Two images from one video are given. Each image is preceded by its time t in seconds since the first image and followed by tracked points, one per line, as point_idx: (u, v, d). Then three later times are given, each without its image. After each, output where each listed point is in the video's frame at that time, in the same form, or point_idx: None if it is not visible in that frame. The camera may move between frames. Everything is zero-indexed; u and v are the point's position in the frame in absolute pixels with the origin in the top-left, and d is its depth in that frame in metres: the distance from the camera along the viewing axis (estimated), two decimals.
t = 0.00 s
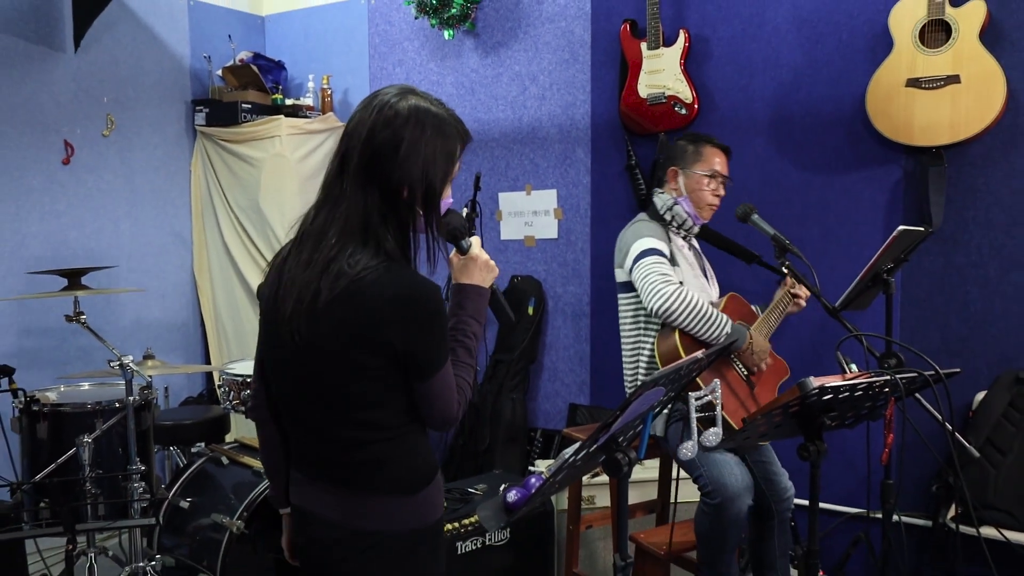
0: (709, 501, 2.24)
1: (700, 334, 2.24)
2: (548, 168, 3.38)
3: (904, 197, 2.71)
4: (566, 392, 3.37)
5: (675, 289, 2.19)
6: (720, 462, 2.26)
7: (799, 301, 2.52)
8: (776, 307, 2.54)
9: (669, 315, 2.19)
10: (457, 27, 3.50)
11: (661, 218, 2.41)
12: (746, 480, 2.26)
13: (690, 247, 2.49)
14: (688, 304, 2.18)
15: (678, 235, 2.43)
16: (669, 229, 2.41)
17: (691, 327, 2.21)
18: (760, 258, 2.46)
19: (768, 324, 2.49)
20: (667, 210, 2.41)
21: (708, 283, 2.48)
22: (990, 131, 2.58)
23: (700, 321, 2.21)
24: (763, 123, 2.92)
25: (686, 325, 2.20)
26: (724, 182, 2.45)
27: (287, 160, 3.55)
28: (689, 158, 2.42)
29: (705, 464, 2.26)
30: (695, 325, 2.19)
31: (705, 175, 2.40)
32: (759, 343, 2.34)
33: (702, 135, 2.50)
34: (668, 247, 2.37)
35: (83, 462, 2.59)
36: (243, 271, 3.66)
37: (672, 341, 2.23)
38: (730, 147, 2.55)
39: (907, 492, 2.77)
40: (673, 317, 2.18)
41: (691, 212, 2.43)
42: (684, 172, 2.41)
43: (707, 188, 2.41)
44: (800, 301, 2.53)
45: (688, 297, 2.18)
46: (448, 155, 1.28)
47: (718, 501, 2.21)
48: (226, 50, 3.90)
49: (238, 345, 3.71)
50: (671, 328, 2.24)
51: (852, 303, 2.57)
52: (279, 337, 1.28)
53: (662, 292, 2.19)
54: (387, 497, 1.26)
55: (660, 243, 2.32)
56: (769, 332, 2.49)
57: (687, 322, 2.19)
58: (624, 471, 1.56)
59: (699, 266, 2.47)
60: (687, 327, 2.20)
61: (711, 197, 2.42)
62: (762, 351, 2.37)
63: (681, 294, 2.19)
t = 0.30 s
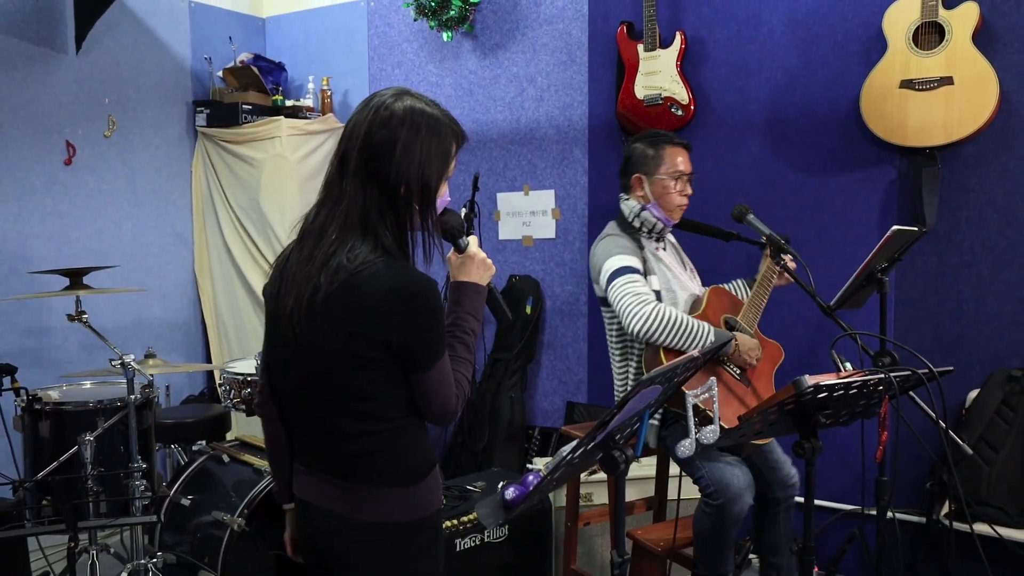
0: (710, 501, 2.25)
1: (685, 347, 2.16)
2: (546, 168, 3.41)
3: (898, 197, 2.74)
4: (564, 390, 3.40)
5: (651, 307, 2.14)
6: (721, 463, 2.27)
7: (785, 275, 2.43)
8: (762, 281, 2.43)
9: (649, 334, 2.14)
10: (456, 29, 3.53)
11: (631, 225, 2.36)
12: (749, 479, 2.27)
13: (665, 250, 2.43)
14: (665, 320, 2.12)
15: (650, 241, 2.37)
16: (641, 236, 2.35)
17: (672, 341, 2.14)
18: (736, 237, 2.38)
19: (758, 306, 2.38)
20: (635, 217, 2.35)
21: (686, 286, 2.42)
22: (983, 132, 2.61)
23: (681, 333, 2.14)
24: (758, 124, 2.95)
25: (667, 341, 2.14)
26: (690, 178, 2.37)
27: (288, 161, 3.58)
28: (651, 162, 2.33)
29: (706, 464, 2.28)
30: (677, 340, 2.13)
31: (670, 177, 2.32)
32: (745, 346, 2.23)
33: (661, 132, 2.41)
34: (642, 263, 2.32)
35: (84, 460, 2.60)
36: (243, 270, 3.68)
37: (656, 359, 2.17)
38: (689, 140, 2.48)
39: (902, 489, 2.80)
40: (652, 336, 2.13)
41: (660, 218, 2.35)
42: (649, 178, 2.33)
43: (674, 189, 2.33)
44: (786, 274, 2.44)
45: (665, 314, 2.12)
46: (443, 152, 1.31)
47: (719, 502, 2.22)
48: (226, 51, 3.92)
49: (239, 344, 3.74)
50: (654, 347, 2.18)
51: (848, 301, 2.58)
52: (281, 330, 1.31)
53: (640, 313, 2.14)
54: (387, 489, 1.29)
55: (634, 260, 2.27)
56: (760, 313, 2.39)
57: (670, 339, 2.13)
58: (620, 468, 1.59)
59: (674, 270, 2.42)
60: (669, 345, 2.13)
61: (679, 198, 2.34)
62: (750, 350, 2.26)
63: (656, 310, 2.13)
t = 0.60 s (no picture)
0: (720, 496, 2.30)
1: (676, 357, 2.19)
2: (545, 171, 3.49)
3: (887, 200, 2.81)
4: (562, 388, 3.48)
5: (637, 327, 2.15)
6: (740, 463, 2.34)
7: (757, 255, 2.57)
8: (741, 266, 2.53)
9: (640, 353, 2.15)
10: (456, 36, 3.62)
11: (609, 238, 2.42)
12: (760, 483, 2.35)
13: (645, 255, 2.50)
14: (653, 337, 2.13)
15: (630, 251, 2.43)
16: (619, 248, 2.41)
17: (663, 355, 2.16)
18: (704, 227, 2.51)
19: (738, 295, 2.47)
20: (613, 229, 2.42)
21: (668, 286, 2.47)
22: (969, 136, 2.68)
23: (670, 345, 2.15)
24: (751, 128, 3.03)
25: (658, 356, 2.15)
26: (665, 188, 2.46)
27: (295, 164, 3.71)
28: (626, 176, 2.40)
29: (717, 461, 2.34)
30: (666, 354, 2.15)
31: (645, 190, 2.40)
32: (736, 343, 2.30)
33: (633, 144, 2.48)
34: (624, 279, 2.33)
35: (95, 456, 2.68)
36: (251, 273, 3.81)
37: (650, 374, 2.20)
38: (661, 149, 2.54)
39: (892, 484, 2.88)
40: (644, 355, 2.15)
41: (638, 228, 2.43)
42: (625, 192, 2.40)
43: (650, 201, 2.41)
44: (759, 255, 2.57)
45: (652, 331, 2.14)
46: (436, 154, 1.38)
47: (732, 495, 2.28)
48: (234, 58, 4.04)
49: (246, 343, 3.85)
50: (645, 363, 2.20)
51: (838, 300, 2.64)
52: (287, 321, 1.41)
53: (628, 335, 2.15)
54: (382, 472, 1.37)
55: (616, 280, 2.28)
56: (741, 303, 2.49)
57: (659, 353, 2.15)
58: (618, 463, 1.66)
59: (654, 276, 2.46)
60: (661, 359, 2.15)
61: (656, 209, 2.42)
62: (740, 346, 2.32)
63: (643, 327, 2.15)
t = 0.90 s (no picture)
0: (710, 494, 2.34)
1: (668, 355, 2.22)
2: (544, 173, 3.54)
3: (881, 201, 2.85)
4: (561, 386, 3.53)
5: (629, 327, 2.19)
6: (727, 461, 2.36)
7: (751, 258, 2.60)
8: (732, 270, 2.53)
9: (633, 352, 2.19)
10: (457, 39, 3.66)
11: (598, 243, 2.47)
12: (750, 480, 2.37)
13: (635, 257, 2.54)
14: (646, 336, 2.17)
15: (619, 254, 2.48)
16: (609, 251, 2.46)
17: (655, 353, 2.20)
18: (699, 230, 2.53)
19: (730, 296, 2.48)
20: (602, 234, 2.46)
21: (659, 288, 2.52)
22: (962, 138, 2.72)
23: (662, 344, 2.19)
24: (747, 130, 3.07)
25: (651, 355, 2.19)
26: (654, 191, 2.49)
27: (297, 166, 3.76)
28: (615, 182, 2.44)
29: (707, 459, 2.38)
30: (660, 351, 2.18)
31: (634, 194, 2.43)
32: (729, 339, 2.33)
33: (621, 150, 2.52)
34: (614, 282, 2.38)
35: (101, 453, 2.72)
36: (254, 272, 3.86)
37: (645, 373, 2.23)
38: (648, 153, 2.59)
39: (885, 480, 2.92)
40: (637, 354, 2.19)
41: (628, 232, 2.46)
42: (613, 197, 2.44)
43: (639, 204, 2.45)
44: (752, 258, 2.60)
45: (644, 329, 2.18)
46: (428, 157, 1.42)
47: (720, 493, 2.31)
48: (237, 61, 4.08)
49: (250, 341, 3.90)
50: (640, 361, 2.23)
51: (833, 301, 2.63)
52: (290, 317, 1.47)
53: (621, 334, 2.19)
54: (380, 462, 1.41)
55: (605, 282, 2.32)
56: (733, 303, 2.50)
57: (654, 351, 2.18)
58: (616, 461, 1.68)
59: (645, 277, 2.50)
60: (654, 358, 2.19)
61: (645, 212, 2.45)
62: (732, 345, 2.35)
63: (635, 327, 2.19)
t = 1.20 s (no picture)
0: (705, 496, 2.36)
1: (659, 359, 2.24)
2: (543, 174, 3.56)
3: (878, 202, 2.88)
4: (560, 385, 3.55)
5: (620, 328, 2.21)
6: (723, 464, 2.37)
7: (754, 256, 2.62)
8: (738, 266, 2.55)
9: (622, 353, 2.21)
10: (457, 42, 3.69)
11: (597, 241, 2.50)
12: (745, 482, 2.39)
13: (634, 257, 2.56)
14: (636, 339, 2.19)
15: (617, 253, 2.50)
16: (607, 250, 2.49)
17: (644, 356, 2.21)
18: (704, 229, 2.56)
19: (732, 295, 2.49)
20: (600, 232, 2.49)
21: (656, 290, 2.54)
22: (958, 139, 2.74)
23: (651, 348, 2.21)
24: (745, 132, 3.10)
25: (641, 358, 2.21)
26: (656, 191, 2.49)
27: (299, 167, 3.79)
28: (618, 181, 2.44)
29: (700, 462, 2.39)
30: (650, 355, 2.20)
31: (637, 194, 2.44)
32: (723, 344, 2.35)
33: (625, 149, 2.51)
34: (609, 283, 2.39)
35: (104, 452, 2.74)
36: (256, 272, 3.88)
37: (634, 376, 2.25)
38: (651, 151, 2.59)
39: (882, 479, 2.94)
40: (626, 355, 2.21)
41: (629, 232, 2.47)
42: (616, 197, 2.44)
43: (641, 205, 2.45)
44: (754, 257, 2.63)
45: (635, 332, 2.19)
46: (418, 163, 1.44)
47: (714, 495, 2.33)
48: (239, 63, 4.11)
49: (252, 341, 3.93)
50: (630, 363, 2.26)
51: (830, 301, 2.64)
52: (290, 320, 1.50)
53: (611, 336, 2.20)
54: (379, 459, 1.44)
55: (599, 281, 2.35)
56: (735, 302, 2.51)
57: (643, 355, 2.20)
58: (615, 460, 1.69)
59: (642, 278, 2.52)
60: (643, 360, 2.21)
61: (646, 212, 2.46)
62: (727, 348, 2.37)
63: (626, 329, 2.20)
